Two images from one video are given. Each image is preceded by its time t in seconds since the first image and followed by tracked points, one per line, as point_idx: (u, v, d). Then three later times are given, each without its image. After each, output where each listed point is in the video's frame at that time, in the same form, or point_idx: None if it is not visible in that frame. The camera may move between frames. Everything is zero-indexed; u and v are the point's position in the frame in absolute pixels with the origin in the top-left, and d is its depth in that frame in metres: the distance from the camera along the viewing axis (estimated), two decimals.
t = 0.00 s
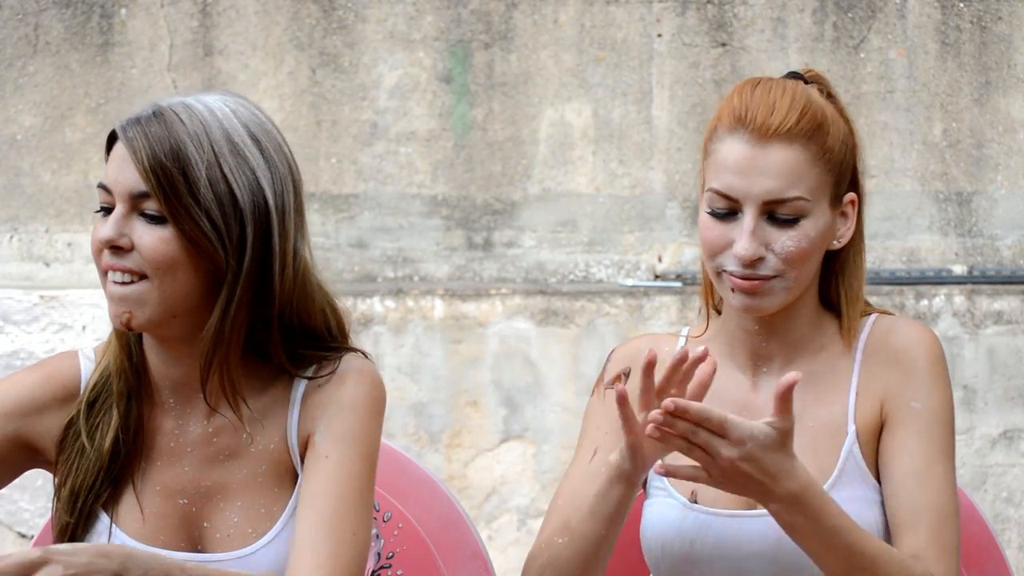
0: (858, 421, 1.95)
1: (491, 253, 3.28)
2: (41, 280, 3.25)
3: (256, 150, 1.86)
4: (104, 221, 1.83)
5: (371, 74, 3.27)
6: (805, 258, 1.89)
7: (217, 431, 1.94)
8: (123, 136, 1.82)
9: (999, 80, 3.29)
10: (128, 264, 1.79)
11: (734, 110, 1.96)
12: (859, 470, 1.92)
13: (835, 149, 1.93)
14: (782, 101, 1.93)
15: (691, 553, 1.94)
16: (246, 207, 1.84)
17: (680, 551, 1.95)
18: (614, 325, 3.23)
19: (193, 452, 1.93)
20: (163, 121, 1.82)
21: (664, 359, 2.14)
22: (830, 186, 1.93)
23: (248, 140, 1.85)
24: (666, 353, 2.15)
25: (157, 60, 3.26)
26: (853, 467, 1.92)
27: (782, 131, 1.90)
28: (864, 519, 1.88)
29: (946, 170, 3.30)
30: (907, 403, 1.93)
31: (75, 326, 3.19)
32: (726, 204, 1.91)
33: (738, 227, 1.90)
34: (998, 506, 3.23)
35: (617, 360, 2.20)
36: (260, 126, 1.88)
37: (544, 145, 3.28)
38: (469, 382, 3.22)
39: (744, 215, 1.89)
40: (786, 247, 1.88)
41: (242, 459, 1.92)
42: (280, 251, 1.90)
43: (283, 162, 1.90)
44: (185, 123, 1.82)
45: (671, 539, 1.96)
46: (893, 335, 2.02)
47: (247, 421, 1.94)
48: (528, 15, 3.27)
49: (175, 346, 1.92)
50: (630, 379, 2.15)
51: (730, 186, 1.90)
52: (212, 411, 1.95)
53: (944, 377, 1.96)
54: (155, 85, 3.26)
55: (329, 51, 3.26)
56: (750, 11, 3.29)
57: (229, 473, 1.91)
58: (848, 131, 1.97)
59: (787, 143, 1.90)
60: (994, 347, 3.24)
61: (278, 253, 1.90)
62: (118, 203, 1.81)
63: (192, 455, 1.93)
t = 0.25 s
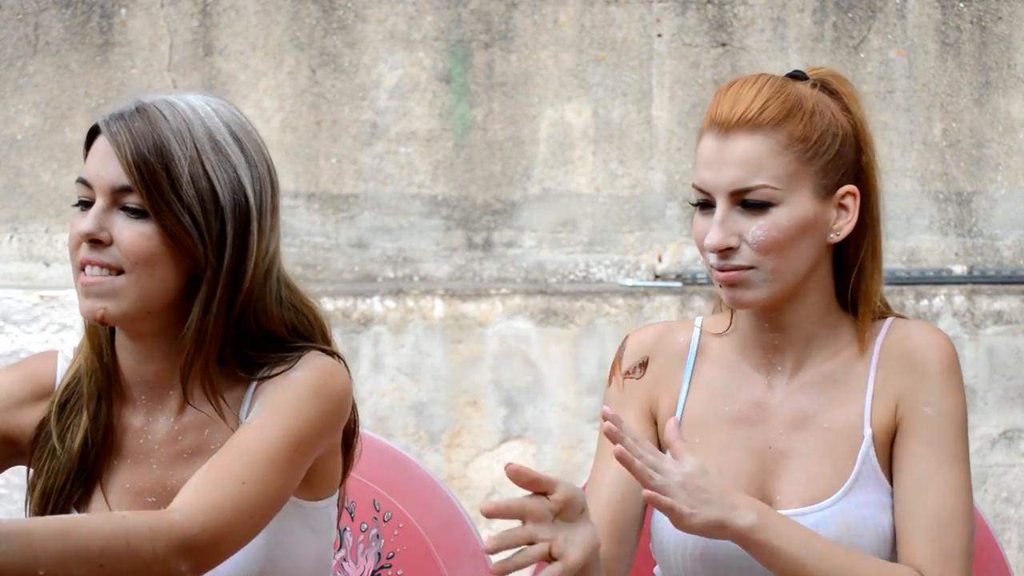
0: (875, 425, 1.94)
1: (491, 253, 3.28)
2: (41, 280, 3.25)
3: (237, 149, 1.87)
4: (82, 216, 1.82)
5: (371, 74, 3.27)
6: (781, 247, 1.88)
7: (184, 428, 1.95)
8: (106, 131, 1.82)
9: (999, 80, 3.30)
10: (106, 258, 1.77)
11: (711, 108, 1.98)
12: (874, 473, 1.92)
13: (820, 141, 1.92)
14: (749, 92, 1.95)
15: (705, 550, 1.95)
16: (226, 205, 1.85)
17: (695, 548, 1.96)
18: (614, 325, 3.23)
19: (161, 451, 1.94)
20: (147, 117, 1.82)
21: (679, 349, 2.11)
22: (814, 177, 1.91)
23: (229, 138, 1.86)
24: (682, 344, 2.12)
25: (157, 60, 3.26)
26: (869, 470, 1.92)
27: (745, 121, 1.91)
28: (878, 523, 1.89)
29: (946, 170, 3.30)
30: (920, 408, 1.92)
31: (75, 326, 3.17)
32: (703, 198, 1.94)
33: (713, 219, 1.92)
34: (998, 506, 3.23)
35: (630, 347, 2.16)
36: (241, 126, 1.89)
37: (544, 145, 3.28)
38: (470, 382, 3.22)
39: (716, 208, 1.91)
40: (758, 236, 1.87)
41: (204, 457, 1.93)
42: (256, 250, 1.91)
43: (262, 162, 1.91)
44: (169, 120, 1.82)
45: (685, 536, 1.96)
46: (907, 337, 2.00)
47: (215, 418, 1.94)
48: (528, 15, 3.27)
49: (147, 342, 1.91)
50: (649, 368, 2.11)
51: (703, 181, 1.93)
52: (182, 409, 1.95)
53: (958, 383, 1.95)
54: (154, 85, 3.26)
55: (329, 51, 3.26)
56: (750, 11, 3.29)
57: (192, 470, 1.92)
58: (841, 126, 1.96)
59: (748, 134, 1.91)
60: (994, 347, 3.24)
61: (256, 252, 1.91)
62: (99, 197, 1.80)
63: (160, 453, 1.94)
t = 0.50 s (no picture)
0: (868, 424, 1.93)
1: (491, 253, 3.28)
2: (41, 281, 3.25)
3: (215, 160, 1.83)
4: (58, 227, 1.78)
5: (371, 74, 3.27)
6: (770, 246, 1.88)
7: (166, 441, 1.92)
8: (83, 141, 1.78)
9: (999, 80, 3.30)
10: (81, 271, 1.74)
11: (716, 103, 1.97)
12: (864, 473, 1.91)
13: (819, 142, 1.91)
14: (751, 89, 1.94)
15: (694, 550, 1.95)
16: (204, 216, 1.81)
17: (684, 548, 1.96)
18: (614, 325, 3.23)
19: (144, 465, 1.92)
20: (125, 127, 1.78)
21: (672, 347, 2.12)
22: (811, 177, 1.90)
23: (207, 150, 1.82)
24: (676, 343, 2.12)
25: (157, 60, 3.26)
26: (859, 470, 1.91)
27: (744, 117, 1.90)
28: (868, 523, 1.89)
29: (946, 170, 3.30)
30: (916, 407, 1.91)
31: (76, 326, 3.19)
32: (700, 190, 1.94)
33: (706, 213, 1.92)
34: (998, 506, 3.24)
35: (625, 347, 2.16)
36: (218, 137, 1.85)
37: (544, 145, 3.28)
38: (469, 382, 3.22)
39: (710, 201, 1.91)
40: (748, 233, 1.87)
41: (188, 468, 1.90)
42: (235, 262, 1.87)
43: (240, 172, 1.87)
44: (146, 130, 1.78)
45: (675, 537, 1.96)
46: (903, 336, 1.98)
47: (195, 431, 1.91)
48: (528, 15, 3.27)
49: (124, 355, 1.88)
50: (641, 371, 2.12)
51: (700, 174, 1.92)
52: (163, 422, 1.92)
53: (953, 382, 1.93)
54: (155, 85, 3.26)
55: (329, 51, 3.26)
56: (750, 11, 3.29)
57: (175, 482, 1.90)
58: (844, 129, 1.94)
59: (748, 130, 1.90)
60: (995, 347, 3.24)
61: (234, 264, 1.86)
62: (75, 207, 1.76)
63: (143, 467, 1.92)
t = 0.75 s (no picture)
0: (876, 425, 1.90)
1: (491, 253, 3.28)
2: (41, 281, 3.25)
3: (214, 181, 1.75)
4: (52, 252, 1.70)
5: (371, 74, 3.27)
6: (775, 255, 1.83)
7: (167, 470, 1.83)
8: (77, 164, 1.70)
9: (999, 80, 3.30)
10: (74, 298, 1.65)
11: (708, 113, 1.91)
12: (873, 471, 1.88)
13: (815, 145, 1.85)
14: (747, 96, 1.88)
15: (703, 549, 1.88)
16: (202, 242, 1.73)
17: (694, 546, 1.88)
18: (614, 325, 3.23)
19: (145, 492, 1.83)
20: (121, 149, 1.71)
21: (683, 343, 2.06)
22: (812, 182, 1.85)
23: (205, 172, 1.74)
24: (685, 337, 2.07)
25: (157, 59, 3.26)
26: (868, 468, 1.88)
27: (742, 127, 1.85)
28: (879, 522, 1.86)
29: (946, 170, 3.30)
30: (932, 411, 1.89)
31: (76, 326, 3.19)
32: (700, 201, 1.88)
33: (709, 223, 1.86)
34: (998, 506, 3.24)
35: (632, 341, 2.11)
36: (215, 160, 1.78)
37: (544, 145, 3.28)
38: (469, 382, 3.22)
39: (712, 211, 1.85)
40: (753, 243, 1.82)
41: (191, 498, 1.82)
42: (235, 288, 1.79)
43: (239, 194, 1.80)
44: (143, 152, 1.71)
45: (683, 535, 1.89)
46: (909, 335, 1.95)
47: (196, 459, 1.83)
48: (528, 15, 3.27)
49: (120, 384, 1.79)
50: (650, 362, 2.06)
51: (700, 185, 1.86)
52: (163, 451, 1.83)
53: (964, 383, 1.92)
54: (155, 85, 3.26)
55: (329, 51, 3.26)
56: (750, 11, 3.29)
57: (179, 513, 1.82)
58: (841, 129, 1.89)
59: (745, 140, 1.84)
60: (995, 347, 3.24)
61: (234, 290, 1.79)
62: (70, 231, 1.68)
63: (144, 495, 1.83)
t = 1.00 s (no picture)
0: (876, 423, 1.90)
1: (491, 253, 3.28)
2: (41, 280, 3.25)
3: (243, 233, 1.73)
4: (75, 302, 1.67)
5: (371, 74, 3.27)
6: (778, 263, 1.83)
7: (192, 525, 1.80)
8: (103, 211, 1.67)
9: (999, 80, 3.30)
10: (100, 354, 1.62)
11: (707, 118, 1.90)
12: (871, 468, 1.87)
13: (817, 151, 1.84)
14: (748, 102, 1.86)
15: (700, 550, 1.88)
16: (231, 296, 1.71)
17: (689, 547, 1.89)
18: (613, 325, 3.23)
19: (170, 543, 1.81)
20: (148, 196, 1.68)
21: (675, 349, 2.06)
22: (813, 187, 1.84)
23: (234, 222, 1.72)
24: (677, 343, 2.07)
25: (157, 59, 3.25)
26: (864, 465, 1.87)
27: (746, 133, 1.83)
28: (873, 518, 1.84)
29: (946, 170, 3.30)
30: (941, 404, 1.89)
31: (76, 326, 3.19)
32: (699, 207, 1.87)
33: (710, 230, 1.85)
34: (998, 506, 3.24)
35: (623, 347, 2.11)
36: (244, 209, 1.76)
37: (544, 145, 3.28)
38: (469, 382, 3.22)
39: (713, 218, 1.84)
40: (755, 251, 1.82)
41: (215, 554, 1.80)
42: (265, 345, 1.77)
43: (268, 247, 1.78)
44: (171, 201, 1.69)
45: (678, 536, 1.90)
46: (910, 333, 1.95)
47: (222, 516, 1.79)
48: (528, 15, 3.27)
49: (147, 441, 1.76)
50: (638, 368, 2.07)
51: (700, 191, 1.85)
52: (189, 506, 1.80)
53: (967, 375, 1.92)
54: (155, 85, 3.26)
55: (329, 51, 3.26)
56: (750, 11, 3.29)
57: (203, 569, 1.80)
58: (840, 133, 1.88)
59: (748, 147, 1.83)
60: (995, 347, 3.24)
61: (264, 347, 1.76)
62: (93, 281, 1.65)
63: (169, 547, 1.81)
